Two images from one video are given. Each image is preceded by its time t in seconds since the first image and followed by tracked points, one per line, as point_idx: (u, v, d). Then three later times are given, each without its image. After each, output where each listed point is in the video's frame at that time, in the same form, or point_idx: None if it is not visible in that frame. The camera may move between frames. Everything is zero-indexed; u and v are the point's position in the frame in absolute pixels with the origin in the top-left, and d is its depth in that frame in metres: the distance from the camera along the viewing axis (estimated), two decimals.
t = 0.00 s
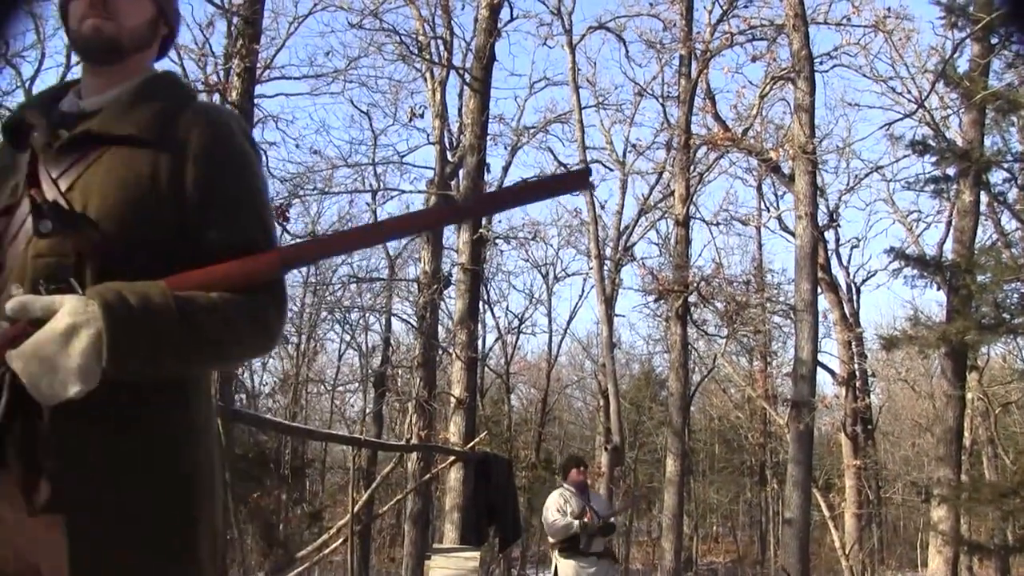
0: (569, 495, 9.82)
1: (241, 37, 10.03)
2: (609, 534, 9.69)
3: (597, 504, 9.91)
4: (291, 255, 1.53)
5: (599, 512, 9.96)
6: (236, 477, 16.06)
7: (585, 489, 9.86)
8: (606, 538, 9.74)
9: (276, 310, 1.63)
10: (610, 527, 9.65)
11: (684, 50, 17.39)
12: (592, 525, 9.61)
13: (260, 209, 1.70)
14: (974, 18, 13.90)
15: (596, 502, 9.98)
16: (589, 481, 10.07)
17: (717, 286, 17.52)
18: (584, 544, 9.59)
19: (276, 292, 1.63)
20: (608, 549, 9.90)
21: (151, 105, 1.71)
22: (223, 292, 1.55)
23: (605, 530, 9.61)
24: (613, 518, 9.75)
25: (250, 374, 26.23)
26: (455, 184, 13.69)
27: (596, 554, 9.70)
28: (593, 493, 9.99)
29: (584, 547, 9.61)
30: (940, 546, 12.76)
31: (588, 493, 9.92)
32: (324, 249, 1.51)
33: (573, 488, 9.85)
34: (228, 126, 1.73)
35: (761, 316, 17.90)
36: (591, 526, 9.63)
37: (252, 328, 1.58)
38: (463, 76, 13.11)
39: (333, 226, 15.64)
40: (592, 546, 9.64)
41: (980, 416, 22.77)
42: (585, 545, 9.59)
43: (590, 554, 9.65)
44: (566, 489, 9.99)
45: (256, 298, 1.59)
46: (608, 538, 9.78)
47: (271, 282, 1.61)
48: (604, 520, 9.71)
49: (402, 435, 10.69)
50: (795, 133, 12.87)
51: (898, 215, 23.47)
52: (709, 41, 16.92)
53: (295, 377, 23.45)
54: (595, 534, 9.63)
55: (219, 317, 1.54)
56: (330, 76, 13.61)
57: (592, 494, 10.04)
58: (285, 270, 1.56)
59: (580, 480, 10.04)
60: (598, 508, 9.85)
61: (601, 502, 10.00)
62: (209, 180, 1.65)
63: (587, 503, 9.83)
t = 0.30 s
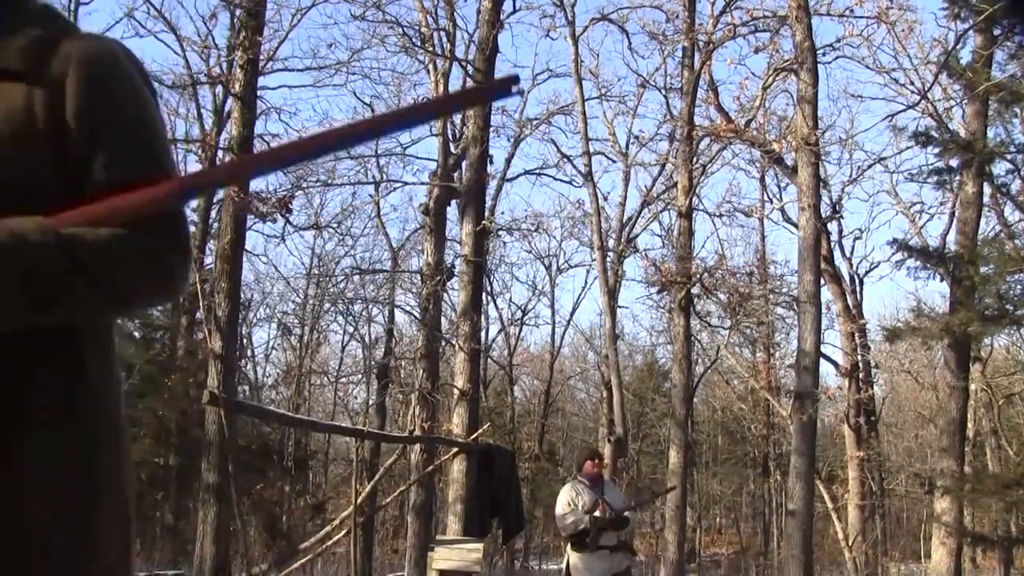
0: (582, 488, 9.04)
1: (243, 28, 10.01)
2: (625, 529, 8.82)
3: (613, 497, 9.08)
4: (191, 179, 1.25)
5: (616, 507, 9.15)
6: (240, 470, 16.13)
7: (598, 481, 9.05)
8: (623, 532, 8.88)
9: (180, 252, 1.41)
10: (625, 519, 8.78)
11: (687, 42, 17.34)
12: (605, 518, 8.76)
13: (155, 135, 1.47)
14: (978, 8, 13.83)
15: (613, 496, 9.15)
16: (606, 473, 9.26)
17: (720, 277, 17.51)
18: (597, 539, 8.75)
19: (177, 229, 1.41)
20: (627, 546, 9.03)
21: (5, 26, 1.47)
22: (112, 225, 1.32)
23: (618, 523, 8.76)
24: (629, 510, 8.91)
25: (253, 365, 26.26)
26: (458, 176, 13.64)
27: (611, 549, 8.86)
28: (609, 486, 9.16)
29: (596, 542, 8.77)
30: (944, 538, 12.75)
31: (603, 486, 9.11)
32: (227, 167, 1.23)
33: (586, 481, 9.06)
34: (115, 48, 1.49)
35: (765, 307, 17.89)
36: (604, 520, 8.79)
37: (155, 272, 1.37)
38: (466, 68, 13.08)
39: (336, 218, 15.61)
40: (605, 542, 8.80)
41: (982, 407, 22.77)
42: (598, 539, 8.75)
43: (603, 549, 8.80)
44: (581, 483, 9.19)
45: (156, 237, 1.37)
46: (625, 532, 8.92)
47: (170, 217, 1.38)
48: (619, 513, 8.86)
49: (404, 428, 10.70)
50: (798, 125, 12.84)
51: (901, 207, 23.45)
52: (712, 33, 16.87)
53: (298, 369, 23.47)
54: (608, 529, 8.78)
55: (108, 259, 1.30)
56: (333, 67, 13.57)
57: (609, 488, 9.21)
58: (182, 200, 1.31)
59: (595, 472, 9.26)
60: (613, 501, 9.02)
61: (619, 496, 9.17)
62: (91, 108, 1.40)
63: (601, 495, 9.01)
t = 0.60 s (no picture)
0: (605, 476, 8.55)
1: (244, 15, 9.96)
2: (646, 519, 8.38)
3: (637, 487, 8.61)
4: (122, 79, 1.11)
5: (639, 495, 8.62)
6: (242, 457, 16.16)
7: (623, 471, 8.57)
8: (644, 523, 8.43)
9: (115, 156, 1.33)
10: (647, 510, 8.34)
11: (690, 29, 17.25)
12: (626, 507, 8.30)
13: (87, 35, 1.35)
14: None
15: (637, 486, 8.67)
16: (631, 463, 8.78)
17: (722, 264, 17.47)
18: (617, 529, 8.30)
19: (113, 131, 1.32)
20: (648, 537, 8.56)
21: None
22: (37, 128, 1.21)
23: (641, 513, 8.31)
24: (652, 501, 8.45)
25: (255, 352, 26.29)
26: (461, 163, 13.60)
27: (633, 541, 8.39)
28: (634, 475, 8.70)
29: (617, 532, 8.31)
30: (946, 525, 12.76)
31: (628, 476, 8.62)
32: (165, 65, 1.08)
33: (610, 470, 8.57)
34: None
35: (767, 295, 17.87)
36: (626, 509, 8.34)
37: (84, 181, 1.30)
38: (469, 55, 13.03)
39: (338, 205, 15.57)
40: (626, 531, 8.35)
41: (985, 394, 22.75)
42: (619, 528, 8.30)
43: (624, 540, 8.35)
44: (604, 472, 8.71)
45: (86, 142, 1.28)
46: (646, 524, 8.46)
47: (102, 121, 1.30)
48: (641, 504, 8.41)
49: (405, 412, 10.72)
50: (801, 112, 12.80)
51: (904, 194, 23.39)
52: (715, 19, 16.77)
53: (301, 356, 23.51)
54: (628, 518, 8.33)
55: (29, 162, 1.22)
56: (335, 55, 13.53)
57: (634, 477, 8.74)
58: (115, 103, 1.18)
59: (620, 461, 8.76)
60: (637, 492, 8.56)
61: (643, 486, 8.71)
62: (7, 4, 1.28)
63: (625, 485, 8.55)
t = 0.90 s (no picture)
0: (619, 456, 7.93)
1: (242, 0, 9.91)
2: (663, 502, 7.80)
3: (654, 468, 7.96)
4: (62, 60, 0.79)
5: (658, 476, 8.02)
6: (242, 442, 16.18)
7: (640, 451, 7.92)
8: (660, 505, 7.86)
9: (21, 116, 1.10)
10: (665, 493, 7.74)
11: (690, 14, 17.16)
12: (643, 490, 7.71)
13: None
14: None
15: (653, 466, 8.09)
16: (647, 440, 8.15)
17: (722, 250, 17.41)
18: (632, 511, 7.76)
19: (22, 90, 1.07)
20: (663, 519, 8.01)
21: None
22: None
23: (658, 496, 7.71)
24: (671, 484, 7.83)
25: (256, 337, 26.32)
26: (460, 148, 13.55)
27: (648, 524, 7.85)
28: (650, 455, 8.08)
29: (632, 514, 7.77)
30: (946, 510, 12.76)
31: (645, 455, 7.97)
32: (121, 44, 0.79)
33: (626, 450, 7.92)
34: None
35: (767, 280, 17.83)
36: (642, 492, 7.75)
37: None
38: (469, 40, 12.97)
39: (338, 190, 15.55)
40: (641, 514, 7.79)
41: (985, 380, 22.75)
42: (633, 511, 7.74)
43: (639, 522, 7.80)
44: (619, 448, 8.06)
45: None
46: (662, 506, 7.90)
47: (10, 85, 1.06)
48: (659, 487, 7.79)
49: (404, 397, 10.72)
50: (801, 97, 12.76)
51: (904, 179, 23.35)
52: (715, 4, 16.68)
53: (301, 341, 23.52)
54: (644, 500, 7.75)
55: None
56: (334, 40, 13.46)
57: (650, 455, 8.11)
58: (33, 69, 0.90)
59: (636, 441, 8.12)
60: (654, 473, 7.91)
61: (660, 465, 8.09)
62: None
63: (642, 466, 7.90)
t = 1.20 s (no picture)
0: (627, 439, 7.89)
1: None
2: (672, 486, 7.76)
3: (664, 452, 7.92)
4: None
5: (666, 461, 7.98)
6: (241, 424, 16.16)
7: (649, 434, 7.90)
8: (668, 489, 7.82)
9: None
10: (674, 477, 7.69)
11: None
12: (652, 473, 7.65)
13: None
14: None
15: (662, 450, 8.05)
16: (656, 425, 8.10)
17: (721, 232, 17.36)
18: (642, 494, 7.70)
19: None
20: (671, 503, 7.97)
21: None
22: None
23: (668, 480, 7.66)
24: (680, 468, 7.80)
25: (254, 320, 26.32)
26: (459, 130, 13.48)
27: (656, 507, 7.81)
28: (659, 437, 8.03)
29: (641, 497, 7.72)
30: (944, 492, 12.81)
31: (654, 438, 7.94)
32: None
33: (635, 432, 7.90)
34: None
35: (767, 262, 17.78)
36: (651, 475, 7.69)
37: None
38: (468, 22, 12.90)
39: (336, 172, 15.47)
40: (650, 497, 7.74)
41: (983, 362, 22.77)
42: (643, 494, 7.68)
43: (648, 505, 7.76)
44: (628, 432, 8.04)
45: None
46: (670, 490, 7.86)
47: None
48: (668, 470, 7.75)
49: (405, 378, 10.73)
50: (800, 79, 12.70)
51: (904, 161, 23.27)
52: None
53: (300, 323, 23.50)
54: (654, 485, 7.70)
55: None
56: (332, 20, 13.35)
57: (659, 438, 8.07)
58: None
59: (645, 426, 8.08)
60: (664, 457, 7.87)
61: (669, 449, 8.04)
62: None
63: (651, 449, 7.86)
